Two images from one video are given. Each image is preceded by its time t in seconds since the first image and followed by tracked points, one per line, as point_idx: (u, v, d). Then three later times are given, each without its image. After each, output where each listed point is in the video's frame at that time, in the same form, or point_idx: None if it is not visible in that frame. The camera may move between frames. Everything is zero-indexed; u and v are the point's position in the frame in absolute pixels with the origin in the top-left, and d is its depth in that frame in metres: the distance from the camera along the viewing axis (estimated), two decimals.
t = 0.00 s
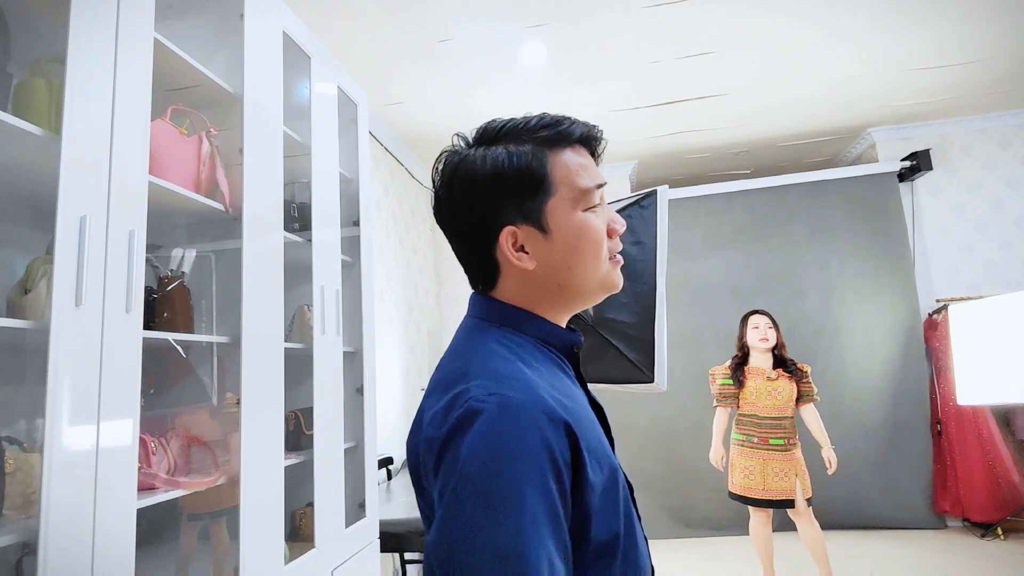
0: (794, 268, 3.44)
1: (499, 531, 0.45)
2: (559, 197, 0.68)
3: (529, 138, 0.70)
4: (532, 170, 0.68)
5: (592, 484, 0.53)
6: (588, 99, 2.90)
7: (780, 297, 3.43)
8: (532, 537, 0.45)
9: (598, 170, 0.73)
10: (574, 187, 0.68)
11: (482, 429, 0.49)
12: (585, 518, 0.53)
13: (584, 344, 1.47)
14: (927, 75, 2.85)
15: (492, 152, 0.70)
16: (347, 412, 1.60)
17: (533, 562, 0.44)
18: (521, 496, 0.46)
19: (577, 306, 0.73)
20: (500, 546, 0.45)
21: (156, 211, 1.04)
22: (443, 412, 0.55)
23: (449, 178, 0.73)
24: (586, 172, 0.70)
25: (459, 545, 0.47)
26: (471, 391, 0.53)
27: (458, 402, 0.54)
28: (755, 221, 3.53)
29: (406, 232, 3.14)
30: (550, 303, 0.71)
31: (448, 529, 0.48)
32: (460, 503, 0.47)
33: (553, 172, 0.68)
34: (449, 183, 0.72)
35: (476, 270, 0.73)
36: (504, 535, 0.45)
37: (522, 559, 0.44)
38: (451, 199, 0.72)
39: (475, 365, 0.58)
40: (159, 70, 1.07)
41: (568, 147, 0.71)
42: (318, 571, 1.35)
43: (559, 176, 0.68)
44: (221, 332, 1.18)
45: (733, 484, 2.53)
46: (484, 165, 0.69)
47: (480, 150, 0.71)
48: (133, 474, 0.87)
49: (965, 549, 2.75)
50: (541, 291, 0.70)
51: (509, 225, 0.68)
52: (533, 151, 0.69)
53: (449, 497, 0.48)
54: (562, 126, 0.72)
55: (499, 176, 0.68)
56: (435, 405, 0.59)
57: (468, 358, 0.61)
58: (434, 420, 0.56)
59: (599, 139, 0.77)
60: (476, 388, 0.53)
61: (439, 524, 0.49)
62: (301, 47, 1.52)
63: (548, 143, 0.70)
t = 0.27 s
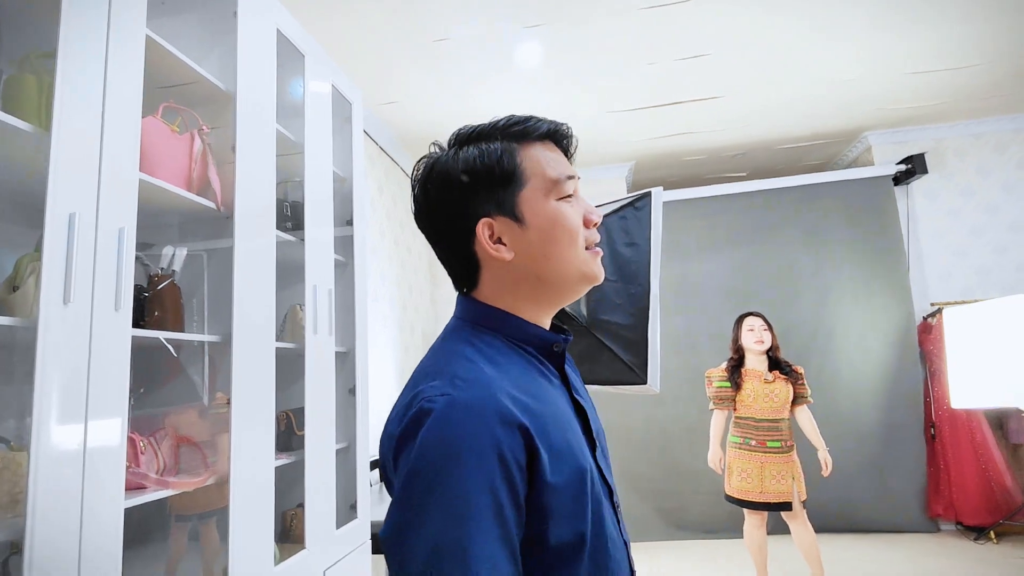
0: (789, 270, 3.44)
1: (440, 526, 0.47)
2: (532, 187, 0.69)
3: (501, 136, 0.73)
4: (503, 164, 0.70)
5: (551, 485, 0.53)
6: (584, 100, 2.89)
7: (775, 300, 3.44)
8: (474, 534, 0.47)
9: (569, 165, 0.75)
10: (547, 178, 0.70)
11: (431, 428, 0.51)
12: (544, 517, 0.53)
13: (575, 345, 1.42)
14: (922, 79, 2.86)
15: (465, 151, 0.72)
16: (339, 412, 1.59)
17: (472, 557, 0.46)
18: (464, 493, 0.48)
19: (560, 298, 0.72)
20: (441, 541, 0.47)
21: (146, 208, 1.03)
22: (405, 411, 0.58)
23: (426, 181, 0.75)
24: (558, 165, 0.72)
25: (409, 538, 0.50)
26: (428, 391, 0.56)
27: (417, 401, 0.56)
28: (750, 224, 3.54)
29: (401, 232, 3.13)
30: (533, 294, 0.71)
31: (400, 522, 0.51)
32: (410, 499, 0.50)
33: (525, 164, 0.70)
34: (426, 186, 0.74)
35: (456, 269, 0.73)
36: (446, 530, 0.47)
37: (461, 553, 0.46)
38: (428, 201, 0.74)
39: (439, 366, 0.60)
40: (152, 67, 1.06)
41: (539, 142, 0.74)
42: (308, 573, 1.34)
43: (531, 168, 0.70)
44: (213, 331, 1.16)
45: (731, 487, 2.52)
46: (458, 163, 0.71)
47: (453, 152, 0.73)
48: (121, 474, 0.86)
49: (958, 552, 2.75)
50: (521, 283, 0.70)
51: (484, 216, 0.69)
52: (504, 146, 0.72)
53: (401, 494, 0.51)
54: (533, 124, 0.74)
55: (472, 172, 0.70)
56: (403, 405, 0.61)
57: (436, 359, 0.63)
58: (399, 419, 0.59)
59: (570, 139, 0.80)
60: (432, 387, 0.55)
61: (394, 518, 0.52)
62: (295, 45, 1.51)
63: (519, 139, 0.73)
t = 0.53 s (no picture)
0: (774, 277, 3.48)
1: (428, 524, 0.47)
2: (518, 197, 0.70)
3: (489, 149, 0.74)
4: (492, 173, 0.70)
5: (534, 483, 0.54)
6: (575, 105, 2.90)
7: (760, 306, 3.47)
8: (460, 531, 0.47)
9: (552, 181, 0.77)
10: (532, 190, 0.71)
11: (419, 426, 0.51)
12: (528, 516, 0.53)
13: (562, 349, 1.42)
14: (907, 92, 2.91)
15: (455, 161, 0.72)
16: (323, 413, 1.58)
17: (459, 553, 0.46)
18: (451, 491, 0.48)
19: (539, 307, 0.73)
20: (428, 539, 0.47)
21: (131, 203, 1.02)
22: (391, 410, 0.58)
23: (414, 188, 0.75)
24: (542, 179, 0.74)
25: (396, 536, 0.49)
26: (415, 390, 0.55)
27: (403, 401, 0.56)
28: (737, 230, 3.57)
29: (390, 232, 3.13)
30: (513, 301, 0.71)
31: (387, 520, 0.50)
32: (396, 497, 0.50)
33: (512, 175, 0.71)
34: (414, 191, 0.74)
35: (440, 274, 0.73)
36: (433, 528, 0.47)
37: (448, 551, 0.46)
38: (415, 207, 0.74)
39: (426, 366, 0.60)
40: (140, 61, 1.05)
41: (525, 155, 0.75)
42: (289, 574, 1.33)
43: (517, 180, 0.71)
44: (196, 329, 1.15)
45: (721, 492, 2.53)
46: (448, 170, 0.71)
47: (443, 161, 0.73)
48: (100, 473, 0.85)
49: (936, 557, 2.79)
50: (504, 290, 0.71)
51: (472, 222, 0.70)
52: (493, 156, 0.73)
53: (388, 492, 0.51)
54: (520, 138, 0.76)
55: (461, 180, 0.70)
56: (388, 403, 0.61)
57: (422, 359, 0.63)
58: (385, 417, 0.59)
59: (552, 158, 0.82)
60: (419, 386, 0.56)
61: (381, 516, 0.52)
62: (286, 43, 1.50)
63: (507, 150, 0.74)
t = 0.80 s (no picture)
0: (751, 287, 3.54)
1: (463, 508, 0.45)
2: (518, 202, 0.72)
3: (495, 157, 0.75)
4: (500, 176, 0.72)
5: (541, 469, 0.54)
6: (560, 111, 2.92)
7: (737, 315, 3.52)
8: (495, 515, 0.45)
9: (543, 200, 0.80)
10: (530, 200, 0.74)
11: (450, 406, 0.48)
12: (538, 505, 0.52)
13: (541, 353, 1.43)
14: (882, 110, 2.99)
15: (463, 161, 0.73)
16: (298, 413, 1.57)
17: (495, 539, 0.44)
18: (487, 473, 0.46)
19: (524, 309, 0.73)
20: (464, 523, 0.44)
21: (106, 196, 0.99)
22: (402, 392, 0.53)
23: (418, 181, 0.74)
24: (538, 193, 0.76)
25: (420, 523, 0.45)
26: (435, 370, 0.52)
27: (417, 382, 0.53)
28: (716, 239, 3.63)
29: (370, 232, 3.11)
30: (504, 297, 0.70)
31: (411, 505, 0.46)
32: (423, 478, 0.46)
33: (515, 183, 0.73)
34: (418, 184, 0.73)
35: (434, 265, 0.71)
36: (469, 512, 0.45)
37: (485, 535, 0.44)
38: (418, 197, 0.72)
39: (437, 349, 0.57)
40: (120, 51, 1.03)
41: (525, 170, 0.77)
42: None
43: (519, 189, 0.73)
44: (169, 326, 1.13)
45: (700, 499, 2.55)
46: (455, 168, 0.72)
47: (451, 160, 0.74)
48: (66, 470, 0.83)
49: (900, 564, 2.86)
50: (498, 285, 0.70)
51: (476, 214, 0.69)
52: (498, 163, 0.74)
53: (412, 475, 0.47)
54: (519, 156, 0.79)
55: (470, 176, 0.71)
56: (394, 386, 0.57)
57: (428, 342, 0.59)
58: (393, 400, 0.54)
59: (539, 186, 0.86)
60: (437, 367, 0.53)
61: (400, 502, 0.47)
62: (271, 39, 1.49)
63: (510, 163, 0.76)
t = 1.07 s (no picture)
0: (728, 294, 3.60)
1: (521, 505, 0.45)
2: (527, 214, 0.72)
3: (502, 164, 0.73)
4: (518, 186, 0.70)
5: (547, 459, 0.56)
6: (544, 115, 2.94)
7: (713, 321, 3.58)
8: (542, 512, 0.46)
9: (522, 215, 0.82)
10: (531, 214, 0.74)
11: (502, 403, 0.48)
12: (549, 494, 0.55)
13: (522, 355, 1.44)
14: (857, 123, 3.06)
15: (479, 161, 0.70)
16: (274, 412, 1.54)
17: (547, 533, 0.45)
18: (533, 466, 0.47)
19: (515, 316, 0.73)
20: (521, 518, 0.45)
21: (81, 187, 0.97)
22: (433, 383, 0.50)
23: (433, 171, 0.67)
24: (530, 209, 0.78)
25: (474, 519, 0.44)
26: (473, 363, 0.51)
27: (453, 374, 0.50)
28: (695, 246, 3.68)
29: (351, 231, 3.08)
30: (507, 303, 0.70)
31: (465, 502, 0.45)
32: (478, 476, 0.45)
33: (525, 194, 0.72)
34: (435, 171, 0.67)
35: (444, 262, 0.66)
36: (527, 508, 0.45)
37: (541, 531, 0.45)
38: (435, 187, 0.66)
39: (463, 343, 0.55)
40: (99, 39, 1.01)
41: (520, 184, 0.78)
42: None
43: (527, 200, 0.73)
44: (143, 322, 1.11)
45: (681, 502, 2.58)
46: (478, 166, 0.68)
47: (467, 156, 0.69)
48: (32, 468, 0.81)
49: (866, 567, 2.93)
50: (503, 291, 0.69)
51: (500, 217, 0.67)
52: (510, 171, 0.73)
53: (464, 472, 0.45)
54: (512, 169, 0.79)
55: (495, 179, 0.68)
56: (413, 376, 0.53)
57: (450, 336, 0.57)
58: (421, 392, 0.51)
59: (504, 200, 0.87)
60: (473, 360, 0.51)
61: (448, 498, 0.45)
62: (255, 33, 1.47)
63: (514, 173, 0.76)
